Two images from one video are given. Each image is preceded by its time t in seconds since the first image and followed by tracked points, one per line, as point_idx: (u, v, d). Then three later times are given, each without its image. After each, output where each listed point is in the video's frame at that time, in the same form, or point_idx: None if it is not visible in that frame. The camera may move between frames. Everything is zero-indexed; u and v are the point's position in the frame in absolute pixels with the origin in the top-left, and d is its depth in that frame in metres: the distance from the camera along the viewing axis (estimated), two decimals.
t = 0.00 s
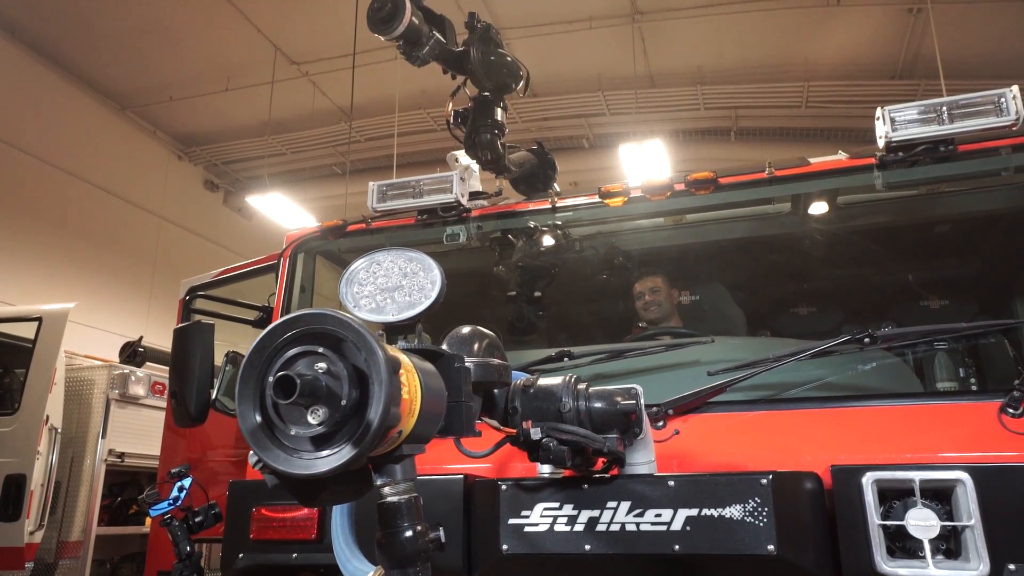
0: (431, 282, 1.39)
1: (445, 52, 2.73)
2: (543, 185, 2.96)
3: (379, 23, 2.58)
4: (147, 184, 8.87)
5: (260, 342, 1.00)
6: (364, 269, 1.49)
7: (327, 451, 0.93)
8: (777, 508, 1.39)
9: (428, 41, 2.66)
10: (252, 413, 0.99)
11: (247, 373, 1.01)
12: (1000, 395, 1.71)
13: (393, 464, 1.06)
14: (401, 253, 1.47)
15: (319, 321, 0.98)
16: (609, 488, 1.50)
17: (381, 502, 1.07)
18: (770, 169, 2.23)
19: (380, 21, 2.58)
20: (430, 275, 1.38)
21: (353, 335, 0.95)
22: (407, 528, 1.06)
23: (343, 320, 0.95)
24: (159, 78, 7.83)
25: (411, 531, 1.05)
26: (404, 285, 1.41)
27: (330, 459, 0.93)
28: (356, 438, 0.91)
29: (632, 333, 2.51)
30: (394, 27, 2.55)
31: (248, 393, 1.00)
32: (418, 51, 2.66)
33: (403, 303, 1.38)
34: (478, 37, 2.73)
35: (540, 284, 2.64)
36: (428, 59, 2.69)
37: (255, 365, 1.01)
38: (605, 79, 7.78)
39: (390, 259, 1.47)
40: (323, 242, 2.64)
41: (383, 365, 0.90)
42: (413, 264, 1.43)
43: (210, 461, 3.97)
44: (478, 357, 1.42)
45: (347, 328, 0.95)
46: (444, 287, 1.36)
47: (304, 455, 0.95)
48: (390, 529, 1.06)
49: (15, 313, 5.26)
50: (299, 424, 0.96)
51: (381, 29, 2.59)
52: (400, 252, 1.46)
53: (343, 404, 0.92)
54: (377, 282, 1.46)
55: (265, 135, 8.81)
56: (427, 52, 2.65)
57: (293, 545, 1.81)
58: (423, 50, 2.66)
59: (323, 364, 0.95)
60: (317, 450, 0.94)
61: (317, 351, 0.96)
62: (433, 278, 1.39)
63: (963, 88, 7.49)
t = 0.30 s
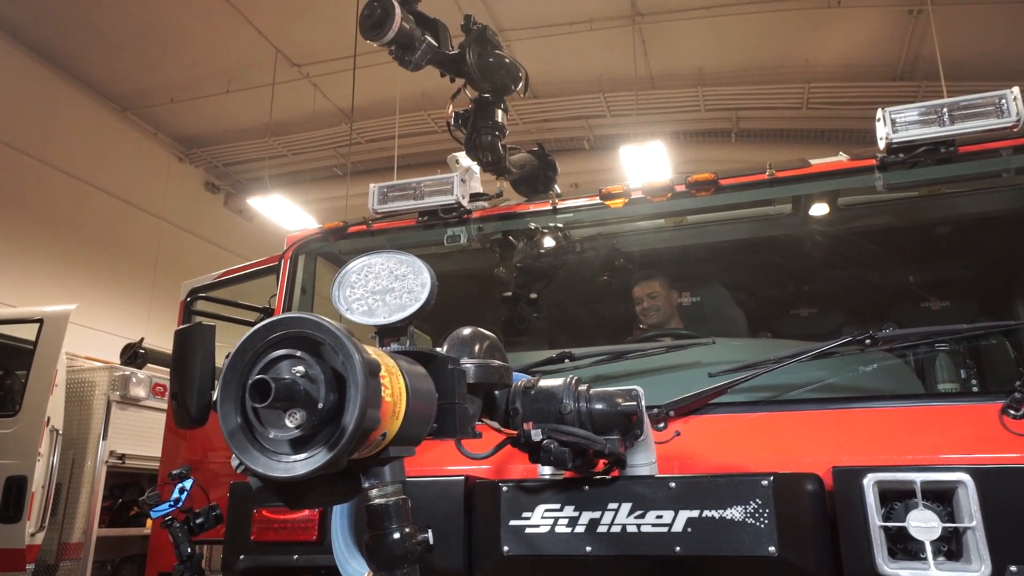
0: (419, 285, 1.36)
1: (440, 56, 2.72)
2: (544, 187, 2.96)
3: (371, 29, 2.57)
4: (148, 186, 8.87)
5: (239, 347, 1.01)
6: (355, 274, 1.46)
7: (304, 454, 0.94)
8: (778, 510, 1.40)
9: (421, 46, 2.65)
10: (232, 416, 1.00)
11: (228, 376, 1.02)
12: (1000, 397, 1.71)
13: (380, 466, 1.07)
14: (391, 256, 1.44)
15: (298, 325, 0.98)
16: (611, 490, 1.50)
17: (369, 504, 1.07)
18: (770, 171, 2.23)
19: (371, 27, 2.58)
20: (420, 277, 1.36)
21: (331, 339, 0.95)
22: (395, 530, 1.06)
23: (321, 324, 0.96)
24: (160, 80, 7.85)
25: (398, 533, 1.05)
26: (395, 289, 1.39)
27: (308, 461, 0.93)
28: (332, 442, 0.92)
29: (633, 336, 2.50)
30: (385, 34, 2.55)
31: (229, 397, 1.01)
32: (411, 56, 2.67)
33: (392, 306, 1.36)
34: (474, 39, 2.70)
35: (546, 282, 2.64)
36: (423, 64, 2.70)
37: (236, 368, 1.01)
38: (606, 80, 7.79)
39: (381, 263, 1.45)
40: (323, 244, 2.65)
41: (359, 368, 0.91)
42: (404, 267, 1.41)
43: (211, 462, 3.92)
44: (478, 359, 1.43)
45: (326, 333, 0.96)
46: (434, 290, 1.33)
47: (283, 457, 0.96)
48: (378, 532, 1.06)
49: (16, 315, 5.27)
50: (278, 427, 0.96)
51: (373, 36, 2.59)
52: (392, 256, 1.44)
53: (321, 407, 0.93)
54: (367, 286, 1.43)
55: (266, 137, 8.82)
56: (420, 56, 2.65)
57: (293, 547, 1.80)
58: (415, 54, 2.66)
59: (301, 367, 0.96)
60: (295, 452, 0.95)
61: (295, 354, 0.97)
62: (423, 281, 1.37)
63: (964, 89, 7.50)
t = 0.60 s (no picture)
0: (414, 297, 1.31)
1: (435, 58, 2.70)
2: (545, 187, 2.96)
3: (363, 34, 2.56)
4: (150, 186, 8.88)
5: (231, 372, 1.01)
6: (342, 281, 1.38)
7: (295, 482, 0.94)
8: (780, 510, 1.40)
9: (414, 48, 2.61)
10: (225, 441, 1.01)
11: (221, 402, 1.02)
12: (1003, 397, 1.71)
13: (378, 484, 1.07)
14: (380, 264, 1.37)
15: (286, 351, 0.97)
16: (613, 490, 1.51)
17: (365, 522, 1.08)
18: (771, 171, 2.24)
19: (364, 31, 2.56)
20: (414, 289, 1.31)
21: (319, 365, 0.94)
22: (393, 547, 1.08)
23: (309, 350, 0.94)
24: (162, 81, 7.86)
25: (397, 551, 1.07)
26: (389, 300, 1.33)
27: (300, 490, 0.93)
28: (322, 472, 0.92)
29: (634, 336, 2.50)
30: (376, 37, 2.52)
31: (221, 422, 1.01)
32: (405, 59, 2.63)
33: (388, 320, 1.31)
34: (471, 41, 2.69)
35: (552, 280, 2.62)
36: (417, 65, 2.65)
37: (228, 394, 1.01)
38: (607, 80, 7.79)
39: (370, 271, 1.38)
40: (324, 244, 2.65)
41: (347, 397, 0.90)
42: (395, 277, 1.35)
43: (212, 463, 3.95)
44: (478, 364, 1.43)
45: (314, 360, 0.94)
46: (430, 303, 1.29)
47: (277, 484, 0.96)
48: (378, 549, 1.08)
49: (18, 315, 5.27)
50: (270, 456, 0.96)
51: (364, 41, 2.57)
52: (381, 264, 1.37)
53: (311, 435, 0.92)
54: (359, 296, 1.36)
55: (268, 138, 8.83)
56: (413, 59, 2.62)
57: (295, 547, 1.81)
58: (409, 57, 2.62)
59: (291, 395, 0.95)
60: (288, 480, 0.95)
61: (285, 381, 0.96)
62: (417, 292, 1.32)
63: (965, 89, 7.49)
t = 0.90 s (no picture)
0: (425, 318, 1.40)
1: (430, 62, 2.70)
2: (546, 188, 2.97)
3: (356, 41, 2.56)
4: (151, 187, 8.89)
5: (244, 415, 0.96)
6: (356, 308, 1.48)
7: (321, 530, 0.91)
8: (781, 511, 1.40)
9: (408, 53, 2.61)
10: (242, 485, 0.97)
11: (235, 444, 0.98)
12: (1005, 398, 1.71)
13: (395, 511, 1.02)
14: (390, 289, 1.46)
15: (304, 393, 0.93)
16: (614, 491, 1.51)
17: (382, 551, 1.03)
18: (772, 171, 2.24)
19: (357, 39, 2.57)
20: (425, 310, 1.39)
21: (341, 409, 0.90)
22: None
23: (330, 394, 0.91)
24: (163, 82, 7.87)
25: None
26: (400, 322, 1.42)
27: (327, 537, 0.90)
28: (349, 520, 0.89)
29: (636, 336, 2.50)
30: (368, 45, 2.53)
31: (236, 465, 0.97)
32: (399, 64, 2.63)
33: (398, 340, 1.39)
34: (467, 42, 2.69)
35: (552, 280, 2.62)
36: (412, 70, 2.66)
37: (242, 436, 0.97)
38: (608, 82, 7.79)
39: (380, 298, 1.47)
40: (327, 244, 2.65)
41: (374, 442, 0.86)
42: (405, 300, 1.44)
43: (214, 463, 3.96)
44: (479, 371, 1.43)
45: (334, 402, 0.90)
46: (437, 323, 1.37)
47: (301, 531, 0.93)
48: None
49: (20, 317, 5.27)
50: (292, 502, 0.93)
51: (358, 47, 2.59)
52: (392, 290, 1.46)
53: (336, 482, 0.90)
54: (371, 321, 1.45)
55: (269, 139, 8.84)
56: (407, 64, 2.62)
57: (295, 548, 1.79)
58: (403, 62, 2.62)
59: (313, 440, 0.92)
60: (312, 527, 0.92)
61: (305, 426, 0.93)
62: (425, 312, 1.40)
63: (966, 90, 7.49)
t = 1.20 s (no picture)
0: (434, 320, 1.54)
1: (425, 64, 2.69)
2: (547, 188, 2.97)
3: (349, 47, 2.57)
4: (152, 188, 8.89)
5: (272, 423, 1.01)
6: (372, 311, 1.64)
7: (346, 535, 0.95)
8: (782, 511, 1.40)
9: (402, 56, 2.62)
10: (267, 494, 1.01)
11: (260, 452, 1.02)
12: (1006, 398, 1.70)
13: (411, 518, 1.07)
14: (405, 294, 1.62)
15: (332, 400, 0.98)
16: (615, 491, 1.50)
17: (399, 555, 1.09)
18: (773, 171, 2.24)
19: (349, 44, 2.59)
20: (433, 312, 1.54)
21: (368, 415, 0.95)
22: None
23: (357, 401, 0.96)
24: (164, 83, 7.88)
25: None
26: (411, 324, 1.56)
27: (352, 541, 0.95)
28: (375, 523, 0.93)
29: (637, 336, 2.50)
30: (360, 50, 2.54)
31: (261, 473, 1.02)
32: (393, 68, 2.65)
33: (409, 340, 1.54)
34: (464, 44, 2.70)
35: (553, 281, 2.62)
36: (406, 74, 2.67)
37: (269, 444, 1.02)
38: (609, 82, 7.79)
39: (396, 302, 1.62)
40: (328, 245, 2.65)
41: (401, 447, 0.91)
42: (418, 304, 1.58)
43: (216, 464, 3.96)
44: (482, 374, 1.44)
45: (361, 408, 0.96)
46: (447, 324, 1.50)
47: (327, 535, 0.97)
48: None
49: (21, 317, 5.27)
50: (318, 508, 0.97)
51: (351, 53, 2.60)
52: (405, 294, 1.62)
53: (363, 485, 0.94)
54: (385, 323, 1.61)
55: (270, 139, 8.84)
56: (401, 67, 2.63)
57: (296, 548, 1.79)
58: (397, 66, 2.64)
59: (340, 446, 0.97)
60: (338, 532, 0.96)
61: (333, 433, 0.98)
62: (436, 316, 1.54)
63: (967, 90, 7.48)
